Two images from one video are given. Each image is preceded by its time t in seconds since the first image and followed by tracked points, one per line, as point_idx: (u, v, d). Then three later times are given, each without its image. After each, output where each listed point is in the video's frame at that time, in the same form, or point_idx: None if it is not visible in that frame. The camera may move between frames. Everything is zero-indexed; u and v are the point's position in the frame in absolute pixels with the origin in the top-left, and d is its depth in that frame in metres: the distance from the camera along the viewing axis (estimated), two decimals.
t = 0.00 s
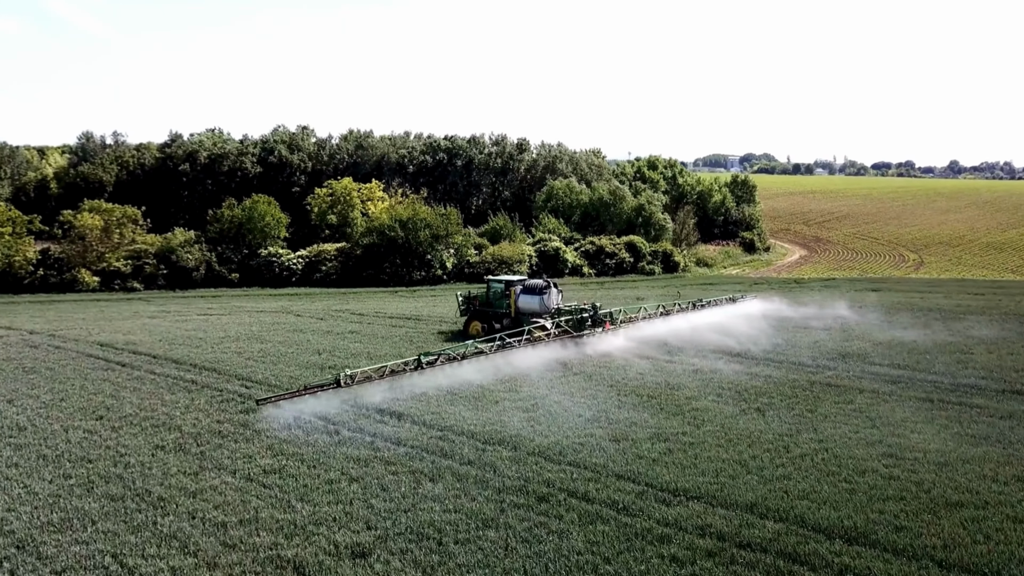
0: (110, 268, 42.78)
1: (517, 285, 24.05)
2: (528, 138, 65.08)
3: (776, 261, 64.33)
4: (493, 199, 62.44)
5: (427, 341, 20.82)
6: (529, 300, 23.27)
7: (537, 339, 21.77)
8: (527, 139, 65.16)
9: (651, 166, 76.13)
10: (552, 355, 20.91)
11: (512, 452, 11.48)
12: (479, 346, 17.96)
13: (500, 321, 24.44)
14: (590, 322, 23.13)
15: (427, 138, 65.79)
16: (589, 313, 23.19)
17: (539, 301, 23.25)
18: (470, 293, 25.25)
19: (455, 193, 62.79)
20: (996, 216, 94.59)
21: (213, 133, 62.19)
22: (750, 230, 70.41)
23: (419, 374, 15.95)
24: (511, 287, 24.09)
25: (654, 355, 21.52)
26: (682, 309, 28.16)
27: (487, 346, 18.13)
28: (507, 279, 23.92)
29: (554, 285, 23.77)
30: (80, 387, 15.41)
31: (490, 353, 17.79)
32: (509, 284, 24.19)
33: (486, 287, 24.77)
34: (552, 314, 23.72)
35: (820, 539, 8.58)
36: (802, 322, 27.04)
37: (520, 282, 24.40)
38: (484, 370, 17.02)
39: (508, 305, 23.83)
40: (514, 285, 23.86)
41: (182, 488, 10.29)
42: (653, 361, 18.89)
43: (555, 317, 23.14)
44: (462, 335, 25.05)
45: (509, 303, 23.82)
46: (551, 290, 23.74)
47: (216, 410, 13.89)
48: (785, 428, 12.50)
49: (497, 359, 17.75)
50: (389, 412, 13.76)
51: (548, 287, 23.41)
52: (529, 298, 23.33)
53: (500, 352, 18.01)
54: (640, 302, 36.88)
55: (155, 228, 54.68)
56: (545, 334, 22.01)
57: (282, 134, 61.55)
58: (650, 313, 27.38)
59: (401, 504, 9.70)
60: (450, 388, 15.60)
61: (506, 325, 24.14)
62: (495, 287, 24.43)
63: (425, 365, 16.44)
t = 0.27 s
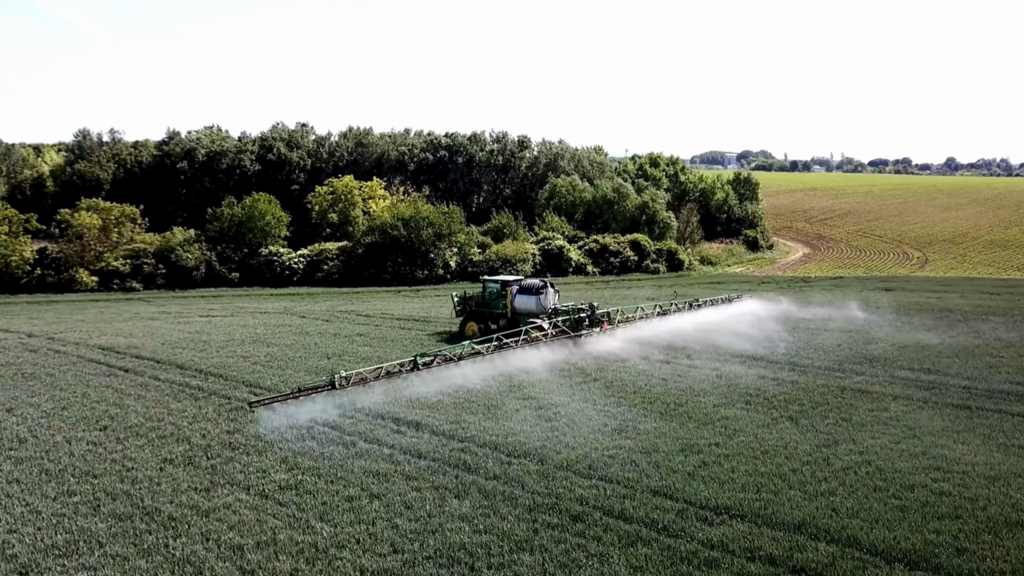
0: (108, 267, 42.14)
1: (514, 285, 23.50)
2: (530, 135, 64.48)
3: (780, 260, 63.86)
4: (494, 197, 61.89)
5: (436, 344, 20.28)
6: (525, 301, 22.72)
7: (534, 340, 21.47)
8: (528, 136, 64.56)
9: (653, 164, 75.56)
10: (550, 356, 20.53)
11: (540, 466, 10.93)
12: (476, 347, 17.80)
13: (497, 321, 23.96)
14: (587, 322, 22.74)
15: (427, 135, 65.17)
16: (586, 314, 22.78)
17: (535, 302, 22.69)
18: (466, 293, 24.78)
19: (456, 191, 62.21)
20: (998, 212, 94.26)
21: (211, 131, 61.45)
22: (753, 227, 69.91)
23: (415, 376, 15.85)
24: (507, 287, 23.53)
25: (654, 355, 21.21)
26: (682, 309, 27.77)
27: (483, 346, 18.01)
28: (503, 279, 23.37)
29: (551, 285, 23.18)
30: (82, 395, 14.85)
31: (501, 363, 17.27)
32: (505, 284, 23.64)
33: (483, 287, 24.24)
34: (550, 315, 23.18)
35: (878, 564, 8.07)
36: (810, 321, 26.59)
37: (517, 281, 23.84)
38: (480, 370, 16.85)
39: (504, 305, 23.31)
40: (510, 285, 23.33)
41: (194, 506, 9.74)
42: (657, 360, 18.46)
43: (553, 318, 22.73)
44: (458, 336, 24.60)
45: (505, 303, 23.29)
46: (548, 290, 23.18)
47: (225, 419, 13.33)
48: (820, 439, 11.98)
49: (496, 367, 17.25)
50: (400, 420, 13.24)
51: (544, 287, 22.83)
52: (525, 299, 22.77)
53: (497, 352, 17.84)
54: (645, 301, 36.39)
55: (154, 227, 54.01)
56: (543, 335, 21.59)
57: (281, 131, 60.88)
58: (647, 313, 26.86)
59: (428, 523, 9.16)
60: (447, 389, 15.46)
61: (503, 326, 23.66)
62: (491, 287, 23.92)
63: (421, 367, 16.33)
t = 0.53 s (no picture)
0: (110, 267, 41.55)
1: (513, 286, 23.01)
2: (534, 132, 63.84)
3: (788, 258, 63.25)
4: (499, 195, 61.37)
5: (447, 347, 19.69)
6: (523, 301, 22.21)
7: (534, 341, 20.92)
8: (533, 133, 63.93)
9: (658, 162, 74.97)
10: (550, 357, 20.12)
11: (571, 483, 10.34)
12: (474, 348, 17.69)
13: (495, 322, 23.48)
14: (587, 322, 22.13)
15: (431, 132, 64.61)
16: (586, 314, 22.14)
17: (534, 302, 22.17)
18: (464, 294, 24.28)
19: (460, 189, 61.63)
20: (1005, 210, 93.57)
21: (213, 128, 60.84)
22: (760, 225, 69.29)
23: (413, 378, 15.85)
24: (506, 288, 23.02)
25: (653, 355, 20.84)
26: (680, 308, 27.25)
27: (482, 348, 17.81)
28: (501, 279, 22.90)
29: (550, 285, 22.63)
30: (86, 403, 14.31)
31: (516, 372, 16.65)
32: (503, 284, 23.15)
33: (481, 287, 23.74)
34: (548, 316, 22.55)
35: None
36: (822, 320, 26.02)
37: (515, 281, 23.34)
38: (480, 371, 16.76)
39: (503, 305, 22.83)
40: (509, 285, 22.84)
41: (208, 527, 9.17)
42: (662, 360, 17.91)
43: (551, 318, 22.11)
44: (456, 336, 24.08)
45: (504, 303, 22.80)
46: (547, 290, 22.63)
47: (235, 430, 12.75)
48: (863, 452, 11.39)
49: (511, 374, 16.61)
50: (421, 431, 12.62)
51: (543, 287, 22.31)
52: (524, 299, 22.26)
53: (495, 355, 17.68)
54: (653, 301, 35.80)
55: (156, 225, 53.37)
56: (540, 336, 20.99)
57: (284, 128, 60.25)
58: (646, 313, 26.17)
59: (458, 547, 8.59)
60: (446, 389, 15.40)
61: (501, 327, 23.16)
62: (489, 287, 23.42)
63: (419, 370, 16.26)
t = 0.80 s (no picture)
0: (112, 266, 40.94)
1: (511, 287, 22.60)
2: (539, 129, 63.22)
3: (795, 256, 62.65)
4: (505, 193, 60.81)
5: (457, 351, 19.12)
6: (522, 302, 21.74)
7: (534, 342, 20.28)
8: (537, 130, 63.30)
9: (664, 159, 74.32)
10: (550, 359, 19.54)
11: (606, 502, 9.75)
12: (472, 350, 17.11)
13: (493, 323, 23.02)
14: (586, 324, 21.52)
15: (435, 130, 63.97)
16: (584, 315, 21.53)
17: (533, 303, 21.70)
18: (462, 296, 23.80)
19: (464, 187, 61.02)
20: (1013, 207, 92.97)
21: (215, 125, 60.21)
22: (766, 223, 68.68)
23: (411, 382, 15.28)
24: (504, 288, 22.64)
25: (655, 356, 20.27)
26: (683, 308, 26.61)
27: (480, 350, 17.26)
28: (499, 280, 22.55)
29: (548, 286, 22.20)
30: (88, 413, 13.72)
31: (530, 379, 16.00)
32: (502, 284, 22.77)
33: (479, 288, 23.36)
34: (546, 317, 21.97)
35: None
36: (835, 319, 25.40)
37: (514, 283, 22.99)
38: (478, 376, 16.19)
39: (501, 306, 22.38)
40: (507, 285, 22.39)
41: (221, 552, 8.58)
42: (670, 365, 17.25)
43: (549, 319, 21.53)
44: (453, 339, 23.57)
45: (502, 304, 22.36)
46: (546, 291, 22.14)
47: (246, 442, 12.16)
48: (909, 466, 10.79)
49: (522, 381, 15.92)
50: (440, 443, 12.01)
51: (542, 288, 21.83)
52: (522, 300, 21.79)
53: (494, 357, 17.14)
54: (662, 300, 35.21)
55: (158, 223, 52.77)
56: (539, 338, 20.28)
57: (287, 126, 59.63)
58: (645, 314, 25.43)
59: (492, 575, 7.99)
60: (444, 396, 14.86)
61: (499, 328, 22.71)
62: (488, 288, 23.03)
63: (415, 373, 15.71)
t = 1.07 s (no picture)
0: (113, 265, 40.32)
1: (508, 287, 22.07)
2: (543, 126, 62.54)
3: (803, 255, 61.99)
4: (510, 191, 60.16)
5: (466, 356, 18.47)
6: (518, 303, 21.16)
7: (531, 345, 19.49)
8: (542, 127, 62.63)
9: (669, 157, 73.63)
10: (549, 361, 18.90)
11: (644, 525, 9.13)
12: (468, 353, 16.46)
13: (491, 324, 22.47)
14: (585, 325, 20.74)
15: (438, 127, 63.30)
16: (583, 316, 20.74)
17: (530, 304, 21.11)
18: (460, 298, 23.29)
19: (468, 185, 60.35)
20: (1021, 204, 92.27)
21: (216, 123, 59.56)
22: (773, 221, 68.02)
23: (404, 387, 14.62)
24: (501, 289, 22.13)
25: (659, 357, 19.61)
26: (685, 309, 25.92)
27: (477, 352, 16.61)
28: (496, 280, 21.99)
29: (547, 287, 21.61)
30: (89, 424, 13.11)
31: (546, 387, 15.33)
32: (499, 285, 22.26)
33: (478, 289, 22.82)
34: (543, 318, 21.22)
35: None
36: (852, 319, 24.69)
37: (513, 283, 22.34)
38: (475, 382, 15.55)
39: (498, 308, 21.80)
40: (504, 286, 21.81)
41: None
42: (684, 371, 16.60)
43: (546, 321, 20.92)
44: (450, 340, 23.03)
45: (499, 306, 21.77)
46: (544, 292, 21.54)
47: (257, 456, 11.53)
48: (962, 484, 10.15)
49: (538, 388, 15.26)
50: (461, 458, 11.38)
51: (539, 289, 21.24)
52: (519, 301, 21.21)
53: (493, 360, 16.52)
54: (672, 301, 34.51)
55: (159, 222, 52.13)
56: (536, 339, 19.56)
57: (289, 123, 58.97)
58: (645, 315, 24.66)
59: None
60: (440, 403, 14.24)
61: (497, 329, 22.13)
62: (486, 289, 22.47)
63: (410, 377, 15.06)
